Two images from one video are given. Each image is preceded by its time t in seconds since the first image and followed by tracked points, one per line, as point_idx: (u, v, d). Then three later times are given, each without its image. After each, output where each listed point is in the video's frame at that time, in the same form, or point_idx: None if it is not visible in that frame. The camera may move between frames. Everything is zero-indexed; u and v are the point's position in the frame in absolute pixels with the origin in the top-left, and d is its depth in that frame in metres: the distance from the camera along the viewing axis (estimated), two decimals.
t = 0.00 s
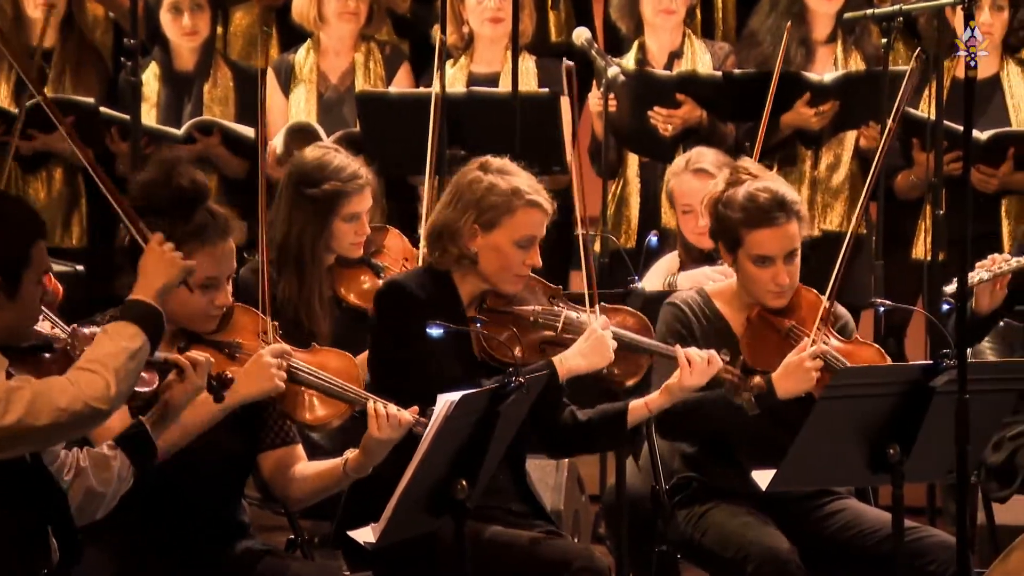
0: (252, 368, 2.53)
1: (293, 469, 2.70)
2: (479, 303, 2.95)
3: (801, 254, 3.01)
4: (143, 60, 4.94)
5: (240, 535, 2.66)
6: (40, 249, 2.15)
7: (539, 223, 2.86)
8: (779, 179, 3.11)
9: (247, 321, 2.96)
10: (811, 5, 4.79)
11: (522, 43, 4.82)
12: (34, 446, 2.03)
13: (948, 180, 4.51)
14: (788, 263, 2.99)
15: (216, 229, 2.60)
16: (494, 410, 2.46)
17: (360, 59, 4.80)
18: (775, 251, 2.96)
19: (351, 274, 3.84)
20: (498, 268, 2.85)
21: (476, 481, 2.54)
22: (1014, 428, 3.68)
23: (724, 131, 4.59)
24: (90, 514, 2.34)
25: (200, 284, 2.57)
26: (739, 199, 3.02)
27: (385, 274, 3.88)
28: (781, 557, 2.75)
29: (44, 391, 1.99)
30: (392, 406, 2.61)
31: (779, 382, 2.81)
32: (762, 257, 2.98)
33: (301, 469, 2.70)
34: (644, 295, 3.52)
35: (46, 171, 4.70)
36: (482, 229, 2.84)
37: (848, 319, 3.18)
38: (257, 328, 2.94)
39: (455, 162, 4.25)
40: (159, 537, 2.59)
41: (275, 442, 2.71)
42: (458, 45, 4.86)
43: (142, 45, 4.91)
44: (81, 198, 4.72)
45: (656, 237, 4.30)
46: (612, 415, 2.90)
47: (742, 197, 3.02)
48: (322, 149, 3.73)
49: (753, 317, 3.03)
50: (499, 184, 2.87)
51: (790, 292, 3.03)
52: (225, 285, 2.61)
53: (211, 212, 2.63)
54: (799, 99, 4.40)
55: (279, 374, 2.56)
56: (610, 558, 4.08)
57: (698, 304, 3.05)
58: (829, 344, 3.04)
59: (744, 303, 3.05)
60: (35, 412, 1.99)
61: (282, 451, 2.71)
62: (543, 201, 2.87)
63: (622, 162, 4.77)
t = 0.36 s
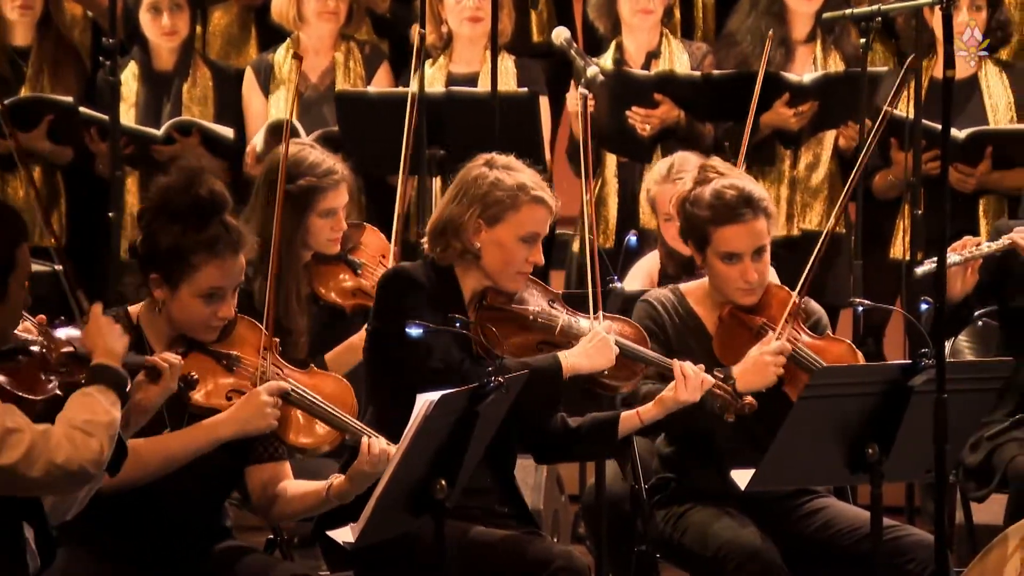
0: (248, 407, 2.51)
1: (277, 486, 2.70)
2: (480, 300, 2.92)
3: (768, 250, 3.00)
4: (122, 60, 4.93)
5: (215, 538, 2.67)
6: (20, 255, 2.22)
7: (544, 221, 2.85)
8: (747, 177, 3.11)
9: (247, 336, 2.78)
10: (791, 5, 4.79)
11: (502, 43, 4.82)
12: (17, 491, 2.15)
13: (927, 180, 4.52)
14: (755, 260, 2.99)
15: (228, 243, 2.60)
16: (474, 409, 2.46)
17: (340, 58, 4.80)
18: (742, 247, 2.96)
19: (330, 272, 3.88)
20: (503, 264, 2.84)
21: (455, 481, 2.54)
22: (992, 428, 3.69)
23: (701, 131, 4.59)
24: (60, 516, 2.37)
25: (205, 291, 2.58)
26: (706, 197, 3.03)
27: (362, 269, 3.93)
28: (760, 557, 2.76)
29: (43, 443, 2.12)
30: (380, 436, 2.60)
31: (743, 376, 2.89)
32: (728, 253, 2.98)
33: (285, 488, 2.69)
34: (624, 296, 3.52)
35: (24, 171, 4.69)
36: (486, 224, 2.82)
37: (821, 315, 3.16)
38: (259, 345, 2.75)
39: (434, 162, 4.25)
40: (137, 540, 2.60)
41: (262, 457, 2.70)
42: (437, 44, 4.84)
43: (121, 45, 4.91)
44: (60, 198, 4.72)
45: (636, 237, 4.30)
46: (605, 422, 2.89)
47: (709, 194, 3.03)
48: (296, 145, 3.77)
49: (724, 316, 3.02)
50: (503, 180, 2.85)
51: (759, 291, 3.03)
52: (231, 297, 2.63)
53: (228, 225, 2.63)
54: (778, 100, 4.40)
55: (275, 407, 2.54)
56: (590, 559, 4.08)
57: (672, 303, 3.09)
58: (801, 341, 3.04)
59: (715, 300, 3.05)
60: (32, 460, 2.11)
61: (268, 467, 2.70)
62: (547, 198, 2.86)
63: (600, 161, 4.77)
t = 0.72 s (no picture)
0: (220, 416, 2.53)
1: (254, 491, 2.67)
2: (465, 301, 2.92)
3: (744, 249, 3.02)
4: (98, 59, 4.92)
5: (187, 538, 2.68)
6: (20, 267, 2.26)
7: (528, 217, 2.85)
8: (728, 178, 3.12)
9: (228, 340, 2.77)
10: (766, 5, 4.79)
11: (478, 42, 4.82)
12: None
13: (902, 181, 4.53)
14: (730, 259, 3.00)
15: (212, 249, 2.61)
16: (450, 408, 2.46)
17: (316, 58, 4.80)
18: (718, 247, 2.98)
19: (297, 265, 3.83)
20: (488, 261, 2.82)
21: (431, 480, 2.54)
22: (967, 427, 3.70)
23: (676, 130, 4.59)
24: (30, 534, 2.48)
25: (185, 296, 2.59)
26: (685, 195, 3.02)
27: (329, 259, 3.88)
28: (736, 556, 2.77)
29: (21, 467, 2.18)
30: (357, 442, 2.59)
31: (711, 332, 2.90)
32: (705, 253, 2.99)
33: (261, 493, 2.67)
34: (601, 294, 3.52)
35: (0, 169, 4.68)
36: (471, 222, 2.81)
37: (798, 317, 3.17)
38: (241, 350, 2.75)
39: (411, 162, 4.25)
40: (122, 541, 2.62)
41: (238, 461, 2.68)
42: (413, 44, 4.84)
43: (98, 43, 4.90)
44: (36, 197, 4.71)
45: (613, 237, 4.31)
46: (597, 422, 2.91)
47: (688, 193, 3.03)
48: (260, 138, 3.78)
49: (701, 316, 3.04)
50: (488, 177, 2.86)
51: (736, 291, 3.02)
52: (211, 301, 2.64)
53: (211, 229, 2.64)
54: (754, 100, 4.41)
55: (250, 418, 2.55)
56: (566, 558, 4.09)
57: (651, 304, 3.11)
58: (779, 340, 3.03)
59: (694, 302, 3.07)
60: (8, 481, 2.17)
61: (247, 469, 2.68)
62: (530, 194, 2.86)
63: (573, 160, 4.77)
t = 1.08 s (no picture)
0: (182, 408, 2.53)
1: (225, 482, 2.69)
2: (446, 301, 2.90)
3: (728, 246, 2.99)
4: (75, 59, 4.92)
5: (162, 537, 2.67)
6: None
7: (508, 218, 2.85)
8: (720, 174, 3.11)
9: (190, 332, 2.76)
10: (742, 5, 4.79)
11: (454, 42, 4.82)
12: None
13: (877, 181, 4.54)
14: (713, 254, 2.98)
15: (164, 241, 2.60)
16: (426, 409, 2.47)
17: (293, 57, 4.79)
18: (704, 239, 2.96)
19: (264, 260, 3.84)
20: (468, 261, 2.83)
21: (409, 480, 2.54)
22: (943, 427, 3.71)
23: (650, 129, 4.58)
24: None
25: (141, 290, 2.58)
26: (676, 185, 3.03)
27: (292, 249, 3.90)
28: (712, 556, 2.78)
29: None
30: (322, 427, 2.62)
31: (716, 370, 2.89)
32: (688, 243, 2.97)
33: (232, 484, 2.69)
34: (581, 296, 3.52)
35: None
36: (450, 224, 2.82)
37: (780, 318, 3.19)
38: (203, 342, 2.76)
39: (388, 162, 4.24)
40: (106, 538, 2.62)
41: (210, 454, 2.70)
42: (389, 44, 4.85)
43: (73, 43, 4.90)
44: (13, 197, 4.70)
45: (589, 237, 4.31)
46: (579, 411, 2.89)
47: (679, 183, 3.03)
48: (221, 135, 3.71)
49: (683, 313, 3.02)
50: (466, 179, 2.85)
51: (716, 283, 3.01)
52: (168, 293, 2.63)
53: (161, 221, 2.63)
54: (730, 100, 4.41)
55: (211, 409, 2.56)
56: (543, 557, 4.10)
57: (631, 304, 3.08)
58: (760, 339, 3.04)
59: (677, 298, 3.05)
60: None
61: (218, 463, 2.71)
62: (511, 196, 2.86)
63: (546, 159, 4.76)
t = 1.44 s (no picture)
0: (130, 351, 2.54)
1: (196, 463, 2.78)
2: (424, 310, 2.89)
3: (717, 237, 2.99)
4: (51, 59, 4.91)
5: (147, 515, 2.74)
6: None
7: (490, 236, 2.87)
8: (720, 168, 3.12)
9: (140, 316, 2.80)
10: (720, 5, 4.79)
11: (432, 42, 4.82)
12: None
13: (854, 181, 4.55)
14: (699, 242, 2.99)
15: (101, 223, 2.62)
16: (405, 408, 2.47)
17: (271, 58, 4.79)
18: (689, 224, 2.97)
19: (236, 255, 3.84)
20: (450, 279, 2.86)
21: (388, 480, 2.53)
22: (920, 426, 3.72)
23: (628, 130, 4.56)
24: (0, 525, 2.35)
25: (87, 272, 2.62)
26: (670, 177, 3.04)
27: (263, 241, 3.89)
28: (688, 557, 2.78)
29: None
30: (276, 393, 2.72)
31: (699, 371, 2.85)
32: (676, 227, 2.99)
33: (201, 464, 2.77)
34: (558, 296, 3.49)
35: None
36: (431, 243, 2.83)
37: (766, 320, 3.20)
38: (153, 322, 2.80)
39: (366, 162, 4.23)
40: (99, 517, 2.68)
41: (178, 438, 2.78)
42: (367, 44, 4.86)
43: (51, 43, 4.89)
44: None
45: (567, 237, 4.31)
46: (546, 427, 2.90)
47: (673, 175, 3.04)
48: (183, 131, 3.69)
49: (670, 308, 3.01)
50: (446, 201, 2.86)
51: (702, 274, 3.02)
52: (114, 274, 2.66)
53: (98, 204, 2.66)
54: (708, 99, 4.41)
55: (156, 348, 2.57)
56: (521, 557, 4.09)
57: (619, 297, 3.05)
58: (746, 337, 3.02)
59: (665, 292, 3.05)
60: None
61: (186, 446, 2.78)
62: (492, 214, 2.88)
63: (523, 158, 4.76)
